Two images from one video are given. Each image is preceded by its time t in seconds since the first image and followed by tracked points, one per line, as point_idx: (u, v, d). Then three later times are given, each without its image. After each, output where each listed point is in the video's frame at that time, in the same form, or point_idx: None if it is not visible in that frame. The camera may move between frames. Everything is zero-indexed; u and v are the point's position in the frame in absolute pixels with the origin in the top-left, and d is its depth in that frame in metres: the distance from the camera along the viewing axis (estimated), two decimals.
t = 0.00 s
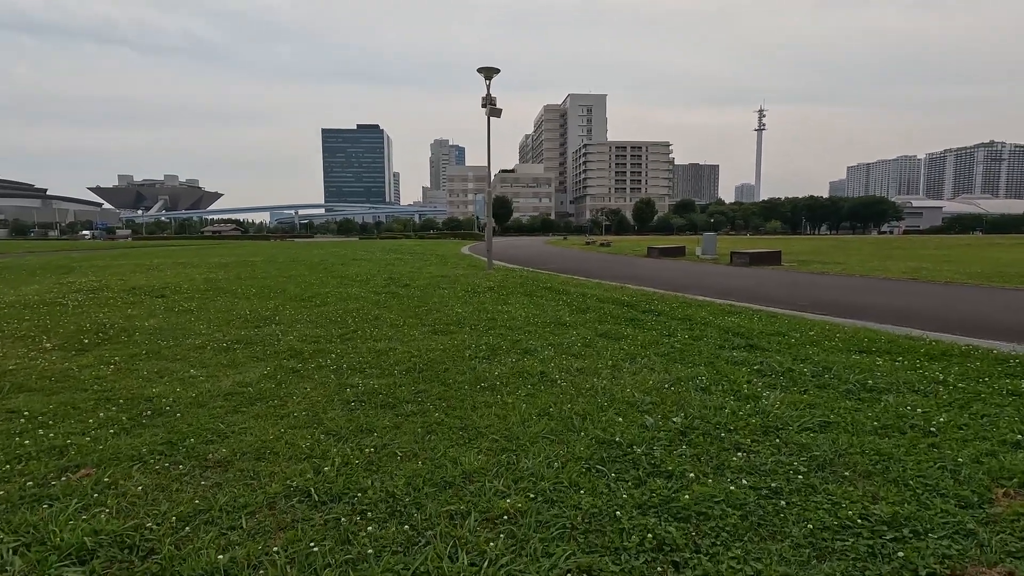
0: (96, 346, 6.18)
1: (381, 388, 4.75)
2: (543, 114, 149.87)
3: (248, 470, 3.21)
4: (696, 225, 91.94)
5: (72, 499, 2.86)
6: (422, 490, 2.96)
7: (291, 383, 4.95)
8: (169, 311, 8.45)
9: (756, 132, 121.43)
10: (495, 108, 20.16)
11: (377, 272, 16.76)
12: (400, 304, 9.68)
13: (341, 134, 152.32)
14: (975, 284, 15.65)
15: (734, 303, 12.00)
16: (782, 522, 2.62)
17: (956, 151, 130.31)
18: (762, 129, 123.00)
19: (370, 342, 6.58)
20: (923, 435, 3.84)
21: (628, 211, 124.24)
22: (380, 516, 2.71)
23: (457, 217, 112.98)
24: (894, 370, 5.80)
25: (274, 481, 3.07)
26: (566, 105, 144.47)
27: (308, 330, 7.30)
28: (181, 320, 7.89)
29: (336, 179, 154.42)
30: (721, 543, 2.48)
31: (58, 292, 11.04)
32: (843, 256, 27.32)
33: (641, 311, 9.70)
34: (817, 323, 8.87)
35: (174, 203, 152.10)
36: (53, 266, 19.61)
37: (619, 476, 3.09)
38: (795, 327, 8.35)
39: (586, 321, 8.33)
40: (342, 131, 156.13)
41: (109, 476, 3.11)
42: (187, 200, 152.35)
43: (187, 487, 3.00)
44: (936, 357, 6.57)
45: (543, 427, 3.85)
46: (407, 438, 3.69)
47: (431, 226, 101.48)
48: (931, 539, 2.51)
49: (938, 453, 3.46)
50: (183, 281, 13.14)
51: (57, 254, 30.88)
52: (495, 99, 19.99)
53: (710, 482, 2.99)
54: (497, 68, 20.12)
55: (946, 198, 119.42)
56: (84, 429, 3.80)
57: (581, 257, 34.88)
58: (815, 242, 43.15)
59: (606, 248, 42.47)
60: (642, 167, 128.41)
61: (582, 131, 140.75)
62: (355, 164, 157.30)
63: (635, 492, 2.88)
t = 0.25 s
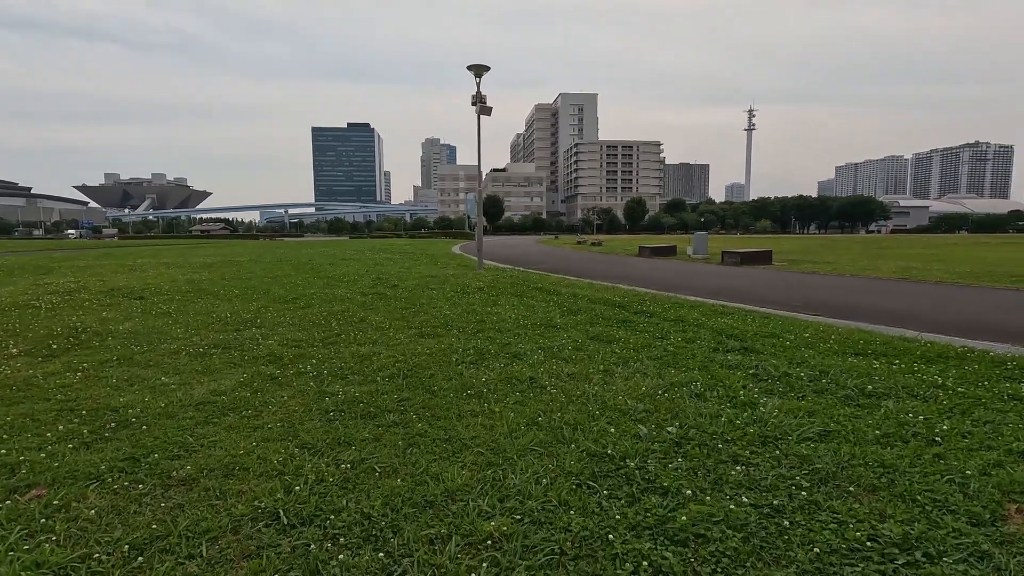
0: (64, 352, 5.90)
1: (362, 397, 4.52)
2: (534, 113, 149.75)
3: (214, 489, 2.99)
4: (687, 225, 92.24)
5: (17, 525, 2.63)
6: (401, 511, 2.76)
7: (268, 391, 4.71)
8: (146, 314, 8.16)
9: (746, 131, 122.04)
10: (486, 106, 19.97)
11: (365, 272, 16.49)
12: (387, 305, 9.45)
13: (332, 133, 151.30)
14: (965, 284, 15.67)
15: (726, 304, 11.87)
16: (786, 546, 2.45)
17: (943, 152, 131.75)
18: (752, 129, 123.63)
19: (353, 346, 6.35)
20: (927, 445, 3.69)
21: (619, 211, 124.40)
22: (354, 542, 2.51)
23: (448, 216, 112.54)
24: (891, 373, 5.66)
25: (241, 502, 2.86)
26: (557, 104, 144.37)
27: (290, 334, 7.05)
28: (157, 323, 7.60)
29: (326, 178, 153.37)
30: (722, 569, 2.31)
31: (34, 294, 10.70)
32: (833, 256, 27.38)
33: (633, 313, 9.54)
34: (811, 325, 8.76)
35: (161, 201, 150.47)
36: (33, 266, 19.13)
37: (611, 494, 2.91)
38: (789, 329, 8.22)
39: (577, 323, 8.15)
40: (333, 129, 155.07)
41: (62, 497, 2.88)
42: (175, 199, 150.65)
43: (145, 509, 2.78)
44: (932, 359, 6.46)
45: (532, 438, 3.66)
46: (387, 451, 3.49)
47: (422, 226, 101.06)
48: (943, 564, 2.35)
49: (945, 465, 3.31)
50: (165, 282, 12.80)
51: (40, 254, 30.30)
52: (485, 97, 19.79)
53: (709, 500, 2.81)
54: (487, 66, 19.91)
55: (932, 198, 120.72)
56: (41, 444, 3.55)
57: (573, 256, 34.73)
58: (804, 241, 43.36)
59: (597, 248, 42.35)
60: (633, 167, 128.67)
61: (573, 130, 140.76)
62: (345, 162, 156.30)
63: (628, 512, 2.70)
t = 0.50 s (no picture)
0: (28, 353, 5.57)
1: (341, 400, 4.25)
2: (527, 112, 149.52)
3: (170, 504, 2.72)
4: (679, 223, 92.38)
5: None
6: (375, 528, 2.51)
7: (241, 394, 4.43)
8: (121, 313, 7.81)
9: (738, 130, 122.53)
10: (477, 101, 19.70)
11: (354, 270, 16.17)
12: (374, 304, 9.16)
13: (323, 131, 150.28)
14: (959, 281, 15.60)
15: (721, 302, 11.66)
16: (799, 567, 2.22)
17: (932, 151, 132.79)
18: (744, 128, 124.03)
19: (336, 346, 6.07)
20: (941, 449, 3.47)
21: (612, 209, 124.43)
22: (321, 566, 2.27)
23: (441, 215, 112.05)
24: (895, 373, 5.46)
25: (199, 518, 2.60)
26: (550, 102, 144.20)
27: (271, 333, 6.76)
28: (132, 322, 7.27)
29: (317, 176, 152.34)
30: None
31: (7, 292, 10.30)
32: (826, 254, 27.32)
33: (627, 311, 9.31)
34: (809, 323, 8.58)
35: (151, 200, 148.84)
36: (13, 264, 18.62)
37: (606, 507, 2.66)
38: (787, 327, 8.02)
39: (569, 322, 7.90)
40: (324, 127, 154.03)
41: None
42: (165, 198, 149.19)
43: (91, 528, 2.52)
44: (935, 358, 6.28)
45: (520, 444, 3.41)
46: (364, 460, 3.23)
47: (415, 225, 100.60)
48: None
49: (962, 471, 3.10)
50: (146, 280, 12.41)
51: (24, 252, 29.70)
52: (477, 93, 19.52)
53: (712, 514, 2.58)
54: (478, 61, 19.64)
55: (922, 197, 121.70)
56: None
57: (565, 254, 34.49)
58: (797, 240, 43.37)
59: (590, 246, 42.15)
60: (626, 165, 128.73)
61: (566, 128, 140.62)
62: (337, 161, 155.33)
63: (625, 530, 2.46)
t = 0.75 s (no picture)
0: None
1: (320, 417, 3.98)
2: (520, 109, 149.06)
3: (123, 546, 2.46)
4: (672, 221, 92.43)
5: None
6: None
7: (214, 410, 4.16)
8: (95, 319, 7.48)
9: (731, 128, 122.77)
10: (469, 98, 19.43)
11: (343, 270, 15.86)
12: (362, 307, 8.88)
13: (315, 128, 149.16)
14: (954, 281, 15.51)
15: (717, 303, 11.46)
16: None
17: (922, 149, 133.72)
18: (736, 126, 124.37)
19: (318, 355, 5.79)
20: (957, 471, 3.27)
21: (604, 207, 124.37)
22: None
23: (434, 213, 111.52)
24: (900, 381, 5.27)
25: (154, 564, 2.34)
26: (542, 99, 143.83)
27: (251, 340, 6.47)
28: (105, 328, 6.95)
29: (309, 174, 151.24)
30: None
31: None
32: (818, 253, 27.26)
33: (622, 314, 9.09)
34: (807, 326, 8.39)
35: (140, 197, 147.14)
36: None
37: (604, 547, 2.44)
38: (785, 331, 7.83)
39: (563, 326, 7.67)
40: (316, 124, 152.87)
41: None
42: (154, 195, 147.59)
43: None
44: (939, 365, 6.10)
45: (511, 469, 3.18)
46: (342, 489, 2.98)
47: (407, 223, 100.04)
48: None
49: (985, 497, 2.90)
50: (127, 281, 12.04)
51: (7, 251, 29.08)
52: (469, 90, 19.23)
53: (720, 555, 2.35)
54: (470, 57, 19.34)
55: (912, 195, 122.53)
56: None
57: (558, 253, 34.26)
58: (790, 238, 43.42)
59: (583, 244, 41.96)
60: (619, 163, 128.67)
61: (559, 126, 140.36)
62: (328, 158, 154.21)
63: None
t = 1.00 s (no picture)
0: None
1: (296, 432, 3.76)
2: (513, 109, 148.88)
3: None
4: (664, 221, 92.58)
5: None
6: None
7: (184, 425, 3.93)
8: (69, 325, 7.20)
9: (723, 128, 123.18)
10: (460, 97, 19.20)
11: (332, 271, 15.61)
12: (348, 311, 8.64)
13: (306, 127, 148.20)
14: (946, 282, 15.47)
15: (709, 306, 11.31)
16: None
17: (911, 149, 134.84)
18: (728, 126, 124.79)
19: (299, 363, 5.56)
20: (965, 489, 3.12)
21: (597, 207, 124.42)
22: None
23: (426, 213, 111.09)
24: (899, 389, 5.13)
25: None
26: (535, 99, 143.74)
27: (231, 347, 6.23)
28: (79, 335, 6.68)
29: (300, 173, 150.23)
30: None
31: None
32: (810, 253, 27.26)
33: (614, 317, 8.92)
34: (802, 330, 8.26)
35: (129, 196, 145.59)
36: None
37: None
38: (780, 335, 7.69)
39: (554, 331, 7.49)
40: (307, 123, 151.87)
41: None
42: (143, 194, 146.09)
43: None
44: (939, 371, 5.94)
45: (496, 492, 3.01)
46: (314, 515, 2.77)
47: (399, 222, 99.59)
48: None
49: (996, 519, 2.75)
50: (108, 284, 11.72)
51: None
52: (460, 88, 19.01)
53: None
54: (461, 55, 19.10)
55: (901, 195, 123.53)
56: None
57: (551, 253, 34.09)
58: (781, 238, 43.49)
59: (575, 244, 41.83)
60: (611, 162, 128.79)
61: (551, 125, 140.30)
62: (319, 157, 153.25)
63: None
